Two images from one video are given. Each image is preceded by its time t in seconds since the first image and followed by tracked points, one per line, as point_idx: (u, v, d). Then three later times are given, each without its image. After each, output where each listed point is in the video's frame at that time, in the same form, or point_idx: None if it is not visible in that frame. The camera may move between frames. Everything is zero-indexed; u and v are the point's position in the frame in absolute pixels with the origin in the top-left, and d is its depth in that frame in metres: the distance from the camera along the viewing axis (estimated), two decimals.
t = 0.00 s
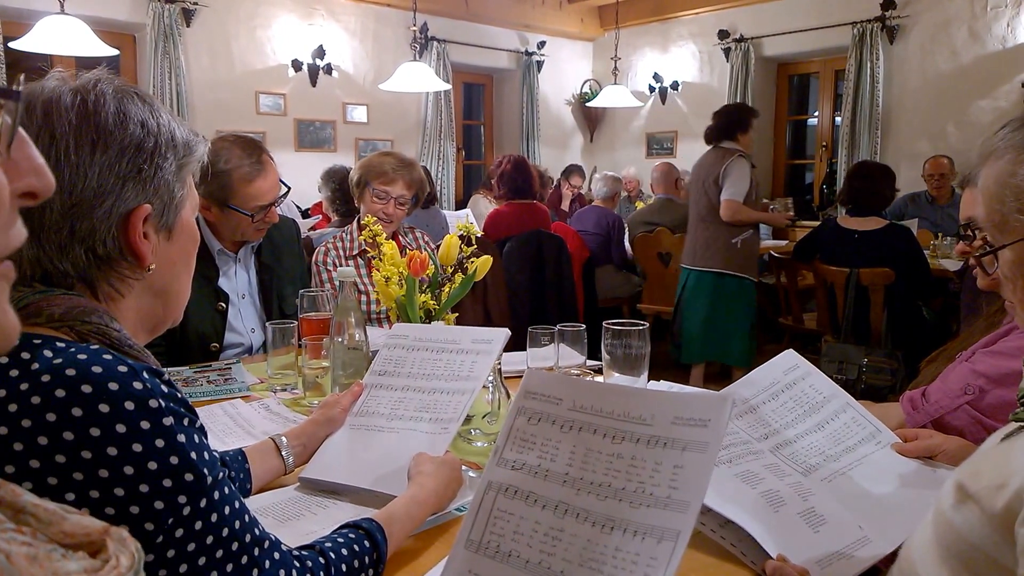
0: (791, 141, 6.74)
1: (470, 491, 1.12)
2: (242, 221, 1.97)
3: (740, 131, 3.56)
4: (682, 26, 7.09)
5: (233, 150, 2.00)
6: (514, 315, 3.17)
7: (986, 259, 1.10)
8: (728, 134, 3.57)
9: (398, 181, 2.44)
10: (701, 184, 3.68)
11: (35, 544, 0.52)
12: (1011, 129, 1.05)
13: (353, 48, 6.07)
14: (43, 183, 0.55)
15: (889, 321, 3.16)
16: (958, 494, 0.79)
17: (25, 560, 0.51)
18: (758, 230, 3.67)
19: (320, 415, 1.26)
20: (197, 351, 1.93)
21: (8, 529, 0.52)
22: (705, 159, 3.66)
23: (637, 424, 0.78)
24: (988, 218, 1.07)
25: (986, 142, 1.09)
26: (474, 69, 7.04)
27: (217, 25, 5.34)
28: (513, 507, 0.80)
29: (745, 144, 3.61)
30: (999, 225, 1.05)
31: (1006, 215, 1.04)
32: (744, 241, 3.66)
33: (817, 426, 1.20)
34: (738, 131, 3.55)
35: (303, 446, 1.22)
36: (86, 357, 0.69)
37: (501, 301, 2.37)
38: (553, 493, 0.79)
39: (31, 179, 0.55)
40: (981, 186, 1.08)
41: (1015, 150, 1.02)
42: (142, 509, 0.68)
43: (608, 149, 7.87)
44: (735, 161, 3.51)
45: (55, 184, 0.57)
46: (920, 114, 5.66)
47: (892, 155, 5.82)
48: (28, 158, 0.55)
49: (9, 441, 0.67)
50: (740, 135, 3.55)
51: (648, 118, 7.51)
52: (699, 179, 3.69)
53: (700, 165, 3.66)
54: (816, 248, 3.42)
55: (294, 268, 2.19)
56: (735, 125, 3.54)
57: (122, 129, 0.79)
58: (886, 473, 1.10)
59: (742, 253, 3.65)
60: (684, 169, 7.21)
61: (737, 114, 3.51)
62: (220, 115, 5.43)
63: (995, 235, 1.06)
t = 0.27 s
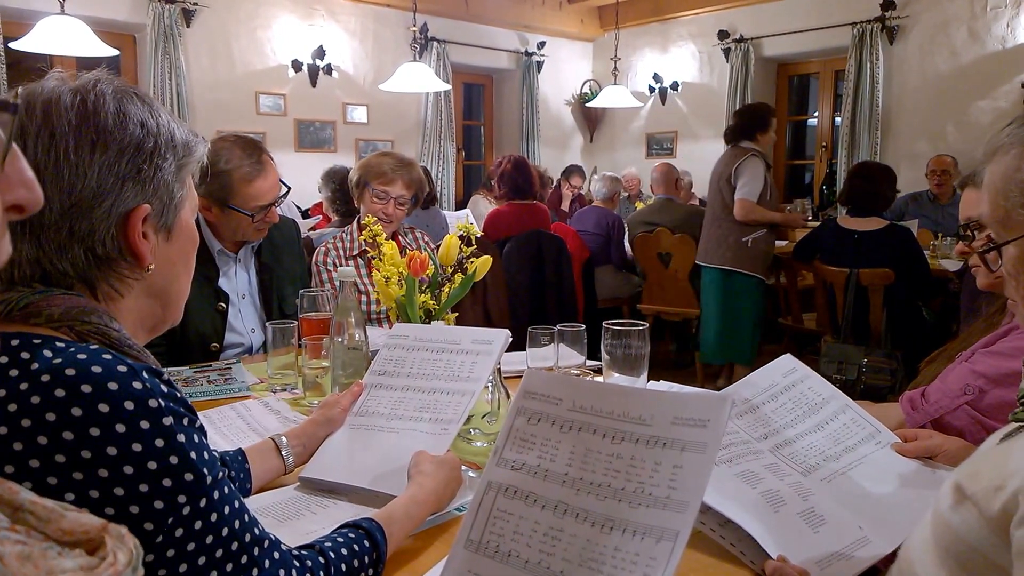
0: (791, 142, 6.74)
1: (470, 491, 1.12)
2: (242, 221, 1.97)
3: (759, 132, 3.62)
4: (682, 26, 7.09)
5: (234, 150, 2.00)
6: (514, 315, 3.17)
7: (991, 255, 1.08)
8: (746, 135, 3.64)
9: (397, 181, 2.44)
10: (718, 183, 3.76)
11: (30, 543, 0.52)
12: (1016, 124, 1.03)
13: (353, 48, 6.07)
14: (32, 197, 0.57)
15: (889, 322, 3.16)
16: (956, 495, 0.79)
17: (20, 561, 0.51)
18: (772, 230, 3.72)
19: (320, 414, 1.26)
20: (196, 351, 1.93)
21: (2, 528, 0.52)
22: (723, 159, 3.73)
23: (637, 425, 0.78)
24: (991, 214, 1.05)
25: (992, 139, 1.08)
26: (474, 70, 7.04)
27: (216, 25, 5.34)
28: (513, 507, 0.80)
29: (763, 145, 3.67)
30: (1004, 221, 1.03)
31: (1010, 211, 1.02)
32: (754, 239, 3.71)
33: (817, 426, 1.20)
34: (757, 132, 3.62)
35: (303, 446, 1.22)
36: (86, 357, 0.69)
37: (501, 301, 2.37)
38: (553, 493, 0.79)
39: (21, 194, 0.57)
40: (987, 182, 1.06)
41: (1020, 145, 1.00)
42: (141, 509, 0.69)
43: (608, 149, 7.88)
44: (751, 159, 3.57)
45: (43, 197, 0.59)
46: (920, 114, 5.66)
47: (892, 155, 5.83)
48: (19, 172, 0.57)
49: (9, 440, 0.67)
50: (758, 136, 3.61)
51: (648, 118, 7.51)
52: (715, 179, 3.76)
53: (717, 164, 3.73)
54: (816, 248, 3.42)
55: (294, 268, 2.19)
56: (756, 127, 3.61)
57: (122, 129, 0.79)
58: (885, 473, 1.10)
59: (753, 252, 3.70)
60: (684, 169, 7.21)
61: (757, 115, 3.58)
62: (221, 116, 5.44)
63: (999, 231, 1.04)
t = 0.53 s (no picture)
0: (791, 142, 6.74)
1: (469, 491, 1.12)
2: (242, 221, 1.97)
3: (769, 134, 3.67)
4: (682, 27, 7.09)
5: (234, 151, 2.00)
6: (513, 315, 3.17)
7: (990, 256, 1.08)
8: (758, 137, 3.67)
9: (395, 182, 2.44)
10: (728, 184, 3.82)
11: (34, 536, 0.50)
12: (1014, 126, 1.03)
13: (353, 49, 6.07)
14: (35, 195, 0.54)
15: (889, 321, 3.16)
16: (954, 492, 0.79)
17: (24, 555, 0.48)
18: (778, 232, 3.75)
19: (319, 414, 1.26)
20: (196, 351, 1.93)
21: (6, 521, 0.49)
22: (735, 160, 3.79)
23: (636, 425, 0.78)
24: (991, 216, 1.05)
25: (992, 140, 1.08)
26: (474, 71, 7.04)
27: (216, 26, 5.34)
28: (512, 508, 0.80)
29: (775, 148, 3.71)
30: (1003, 223, 1.03)
31: (1010, 213, 1.02)
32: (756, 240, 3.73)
33: (816, 426, 1.20)
34: (769, 134, 3.65)
35: (303, 446, 1.22)
36: (85, 356, 0.69)
37: (501, 302, 2.37)
38: (552, 493, 0.79)
39: (24, 188, 0.53)
40: (985, 184, 1.06)
41: (1018, 148, 1.00)
42: (141, 508, 0.69)
43: (607, 150, 7.89)
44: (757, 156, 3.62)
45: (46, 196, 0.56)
46: (920, 115, 5.66)
47: (891, 156, 5.83)
48: (22, 168, 0.54)
49: (9, 439, 0.67)
50: (768, 137, 3.65)
51: (647, 119, 7.52)
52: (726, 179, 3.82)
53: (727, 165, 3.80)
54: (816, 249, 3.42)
55: (294, 269, 2.19)
56: (766, 128, 3.66)
57: (121, 129, 0.79)
58: (884, 473, 1.10)
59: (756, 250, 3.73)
60: (683, 170, 7.21)
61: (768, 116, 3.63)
62: (221, 116, 5.44)
63: (998, 232, 1.05)
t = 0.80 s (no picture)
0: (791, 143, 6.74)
1: (468, 491, 1.12)
2: (243, 221, 1.97)
3: (777, 135, 3.72)
4: (682, 27, 7.09)
5: (234, 151, 2.00)
6: (513, 316, 3.17)
7: (992, 256, 1.08)
8: (768, 137, 3.74)
9: (393, 182, 2.44)
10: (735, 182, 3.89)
11: (44, 520, 0.48)
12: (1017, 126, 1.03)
13: (353, 50, 6.07)
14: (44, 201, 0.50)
15: (889, 322, 3.16)
16: (954, 491, 0.79)
17: (33, 540, 0.46)
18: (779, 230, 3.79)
19: (319, 414, 1.26)
20: (196, 351, 1.93)
21: (16, 506, 0.48)
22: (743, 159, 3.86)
23: (638, 428, 0.78)
24: (994, 215, 1.05)
25: (996, 139, 1.07)
26: (474, 71, 7.04)
27: (217, 27, 5.34)
28: (513, 510, 0.80)
29: (783, 149, 3.77)
30: (1005, 223, 1.03)
31: (1014, 213, 1.02)
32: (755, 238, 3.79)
33: (817, 427, 1.20)
34: (777, 135, 3.72)
35: (302, 445, 1.22)
36: (85, 356, 0.70)
37: (501, 302, 2.37)
38: (553, 495, 0.79)
39: (32, 195, 0.50)
40: (989, 184, 1.06)
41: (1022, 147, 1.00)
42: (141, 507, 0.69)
43: (607, 151, 7.89)
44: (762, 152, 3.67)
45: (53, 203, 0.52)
46: (919, 116, 5.66)
47: (891, 157, 5.83)
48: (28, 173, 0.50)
49: (8, 439, 0.67)
50: (775, 137, 3.71)
51: (647, 119, 7.52)
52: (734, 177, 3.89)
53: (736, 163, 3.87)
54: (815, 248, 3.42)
55: (294, 269, 2.19)
56: (776, 128, 3.71)
57: (121, 129, 0.79)
58: (884, 473, 1.10)
59: (751, 247, 3.79)
60: (683, 170, 7.21)
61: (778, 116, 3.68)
62: (221, 117, 5.44)
63: (1001, 232, 1.04)
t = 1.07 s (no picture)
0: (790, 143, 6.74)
1: (468, 492, 1.12)
2: (242, 221, 1.97)
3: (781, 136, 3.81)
4: (682, 28, 7.09)
5: (234, 151, 2.00)
6: (513, 316, 3.17)
7: (993, 258, 1.08)
8: (770, 138, 3.82)
9: (392, 182, 2.44)
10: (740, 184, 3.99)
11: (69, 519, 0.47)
12: (1017, 128, 1.03)
13: (353, 50, 6.07)
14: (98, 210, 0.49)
15: (888, 322, 3.16)
16: (954, 492, 0.79)
17: (66, 535, 0.45)
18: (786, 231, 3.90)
19: (318, 414, 1.26)
20: (196, 351, 1.93)
21: (44, 504, 0.47)
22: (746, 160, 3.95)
23: (637, 429, 0.78)
24: (994, 216, 1.05)
25: (995, 141, 1.07)
26: (474, 72, 7.04)
27: (217, 27, 5.35)
28: (512, 511, 0.80)
29: (786, 149, 3.85)
30: (1005, 225, 1.03)
31: (1014, 216, 1.01)
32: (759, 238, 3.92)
33: (816, 428, 1.20)
34: (779, 136, 3.80)
35: (301, 446, 1.22)
36: (84, 356, 0.69)
37: (500, 303, 2.38)
38: (551, 496, 0.79)
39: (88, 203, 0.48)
40: (988, 186, 1.06)
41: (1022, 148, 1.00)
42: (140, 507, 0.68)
43: (608, 151, 7.89)
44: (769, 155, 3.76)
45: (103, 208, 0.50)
46: (919, 116, 5.66)
47: (891, 157, 5.83)
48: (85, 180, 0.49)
49: (6, 439, 0.66)
50: (779, 138, 3.80)
51: (647, 120, 7.52)
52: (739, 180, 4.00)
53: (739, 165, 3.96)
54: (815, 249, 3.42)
55: (294, 270, 2.19)
56: (778, 130, 3.80)
57: (119, 129, 0.79)
58: (883, 474, 1.10)
59: (761, 249, 3.90)
60: (683, 171, 7.21)
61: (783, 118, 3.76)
62: (221, 118, 5.44)
63: (1001, 234, 1.04)
